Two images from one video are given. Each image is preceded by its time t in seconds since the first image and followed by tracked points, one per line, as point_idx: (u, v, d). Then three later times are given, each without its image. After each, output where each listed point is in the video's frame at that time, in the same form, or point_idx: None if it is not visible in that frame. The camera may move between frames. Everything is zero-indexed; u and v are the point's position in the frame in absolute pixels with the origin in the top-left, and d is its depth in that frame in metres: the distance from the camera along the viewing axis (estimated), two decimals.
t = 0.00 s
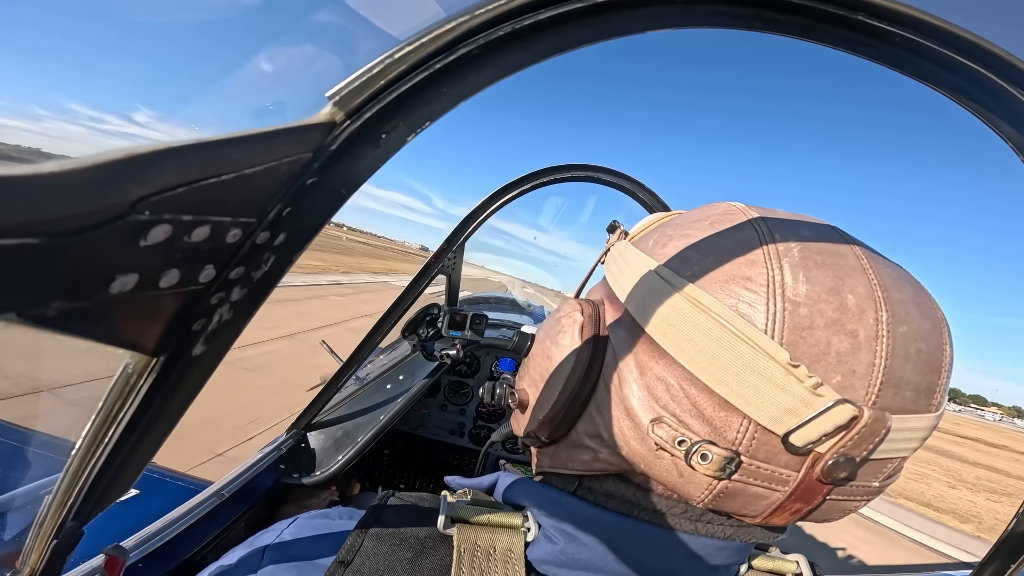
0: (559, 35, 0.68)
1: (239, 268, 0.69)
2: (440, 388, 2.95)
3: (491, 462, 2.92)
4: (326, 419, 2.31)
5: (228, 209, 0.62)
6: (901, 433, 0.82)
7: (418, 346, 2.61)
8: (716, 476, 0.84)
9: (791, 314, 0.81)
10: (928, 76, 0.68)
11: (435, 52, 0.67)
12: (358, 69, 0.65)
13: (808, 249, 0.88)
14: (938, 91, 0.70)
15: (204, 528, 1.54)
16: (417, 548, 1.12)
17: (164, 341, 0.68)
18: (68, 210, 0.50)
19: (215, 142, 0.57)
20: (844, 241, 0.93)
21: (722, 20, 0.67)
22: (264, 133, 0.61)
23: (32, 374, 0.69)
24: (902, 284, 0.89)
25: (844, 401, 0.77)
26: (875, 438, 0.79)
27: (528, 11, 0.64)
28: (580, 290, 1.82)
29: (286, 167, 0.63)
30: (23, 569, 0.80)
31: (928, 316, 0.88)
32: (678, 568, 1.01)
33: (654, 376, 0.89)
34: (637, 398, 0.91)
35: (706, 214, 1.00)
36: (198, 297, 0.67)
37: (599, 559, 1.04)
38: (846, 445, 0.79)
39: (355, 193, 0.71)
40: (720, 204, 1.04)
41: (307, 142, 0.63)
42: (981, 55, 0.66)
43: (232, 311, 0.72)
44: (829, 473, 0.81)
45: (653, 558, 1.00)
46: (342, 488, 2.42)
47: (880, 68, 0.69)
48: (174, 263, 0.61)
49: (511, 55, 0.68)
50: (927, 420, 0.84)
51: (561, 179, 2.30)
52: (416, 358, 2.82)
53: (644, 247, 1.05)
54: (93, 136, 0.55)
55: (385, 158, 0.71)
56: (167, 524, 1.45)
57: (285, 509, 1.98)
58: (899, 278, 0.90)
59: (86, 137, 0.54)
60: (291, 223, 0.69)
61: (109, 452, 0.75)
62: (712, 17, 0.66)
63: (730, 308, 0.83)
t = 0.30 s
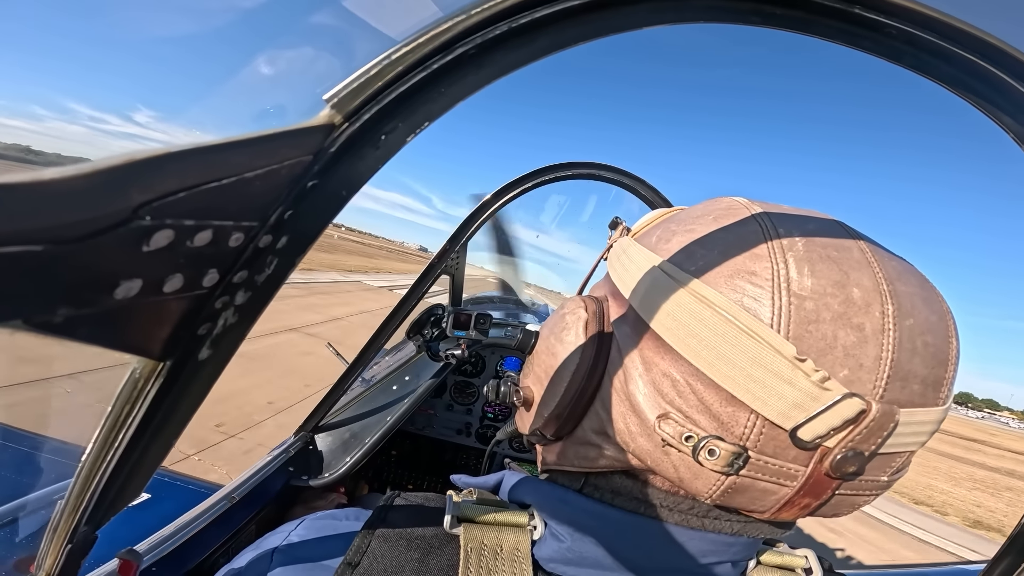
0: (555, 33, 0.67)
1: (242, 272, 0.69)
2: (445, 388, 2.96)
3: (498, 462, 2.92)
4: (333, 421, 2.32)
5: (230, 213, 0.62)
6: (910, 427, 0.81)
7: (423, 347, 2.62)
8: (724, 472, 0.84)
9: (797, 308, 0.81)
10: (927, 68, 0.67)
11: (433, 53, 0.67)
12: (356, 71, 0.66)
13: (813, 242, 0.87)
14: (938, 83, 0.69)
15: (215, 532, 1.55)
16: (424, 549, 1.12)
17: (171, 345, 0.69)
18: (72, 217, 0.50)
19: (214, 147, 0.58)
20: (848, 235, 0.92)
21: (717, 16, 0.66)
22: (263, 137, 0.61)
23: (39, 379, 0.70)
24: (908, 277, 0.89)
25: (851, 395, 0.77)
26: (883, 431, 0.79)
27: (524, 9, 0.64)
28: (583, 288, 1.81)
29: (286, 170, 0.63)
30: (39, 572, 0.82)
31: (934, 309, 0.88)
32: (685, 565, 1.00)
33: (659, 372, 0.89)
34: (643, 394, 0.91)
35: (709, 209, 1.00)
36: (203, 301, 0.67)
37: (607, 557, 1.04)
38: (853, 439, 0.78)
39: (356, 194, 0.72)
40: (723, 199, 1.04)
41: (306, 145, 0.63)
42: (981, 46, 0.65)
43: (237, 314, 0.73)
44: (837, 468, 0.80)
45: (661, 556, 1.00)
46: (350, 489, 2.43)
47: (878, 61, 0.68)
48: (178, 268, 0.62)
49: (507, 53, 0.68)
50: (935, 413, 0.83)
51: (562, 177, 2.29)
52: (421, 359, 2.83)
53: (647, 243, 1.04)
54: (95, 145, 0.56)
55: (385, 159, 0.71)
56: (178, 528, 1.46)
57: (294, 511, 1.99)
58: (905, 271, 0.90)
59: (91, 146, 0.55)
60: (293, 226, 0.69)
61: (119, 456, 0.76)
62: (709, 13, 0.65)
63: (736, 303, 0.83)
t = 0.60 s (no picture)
0: (557, 35, 0.68)
1: (245, 276, 0.69)
2: (447, 391, 2.95)
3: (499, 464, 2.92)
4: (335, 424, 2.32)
5: (233, 217, 0.62)
6: (911, 428, 0.81)
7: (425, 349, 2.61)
8: (723, 474, 0.84)
9: (796, 308, 0.81)
10: (927, 68, 0.67)
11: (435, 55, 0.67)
12: (359, 74, 0.66)
13: (811, 242, 0.87)
14: (938, 83, 0.69)
15: (218, 535, 1.55)
16: (425, 551, 1.12)
17: (174, 350, 0.69)
18: (76, 221, 0.50)
19: (217, 150, 0.58)
20: (846, 233, 0.92)
21: (719, 17, 0.66)
22: (267, 140, 0.61)
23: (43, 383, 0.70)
24: (909, 276, 0.88)
25: (852, 396, 0.76)
26: (884, 433, 0.78)
27: (526, 11, 0.64)
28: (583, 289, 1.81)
29: (288, 173, 0.63)
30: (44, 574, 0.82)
31: (935, 308, 0.87)
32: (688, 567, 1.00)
33: (658, 374, 0.89)
34: (641, 396, 0.91)
35: (707, 209, 1.00)
36: (206, 305, 0.68)
37: (607, 559, 1.03)
38: (854, 440, 0.78)
39: (358, 197, 0.72)
40: (721, 198, 1.03)
41: (307, 148, 0.64)
42: (981, 46, 0.65)
43: (240, 318, 0.73)
44: (837, 469, 0.80)
45: (662, 557, 1.00)
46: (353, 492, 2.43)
47: (878, 61, 0.68)
48: (181, 272, 0.62)
49: (510, 55, 0.68)
50: (937, 414, 0.83)
51: (562, 179, 2.29)
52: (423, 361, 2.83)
53: (645, 243, 1.04)
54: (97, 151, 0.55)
55: (387, 162, 0.71)
56: (181, 531, 1.46)
57: (296, 514, 1.99)
58: (905, 270, 0.89)
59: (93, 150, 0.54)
60: (295, 229, 0.69)
61: (123, 460, 0.76)
62: (709, 14, 0.66)
63: (734, 304, 0.83)
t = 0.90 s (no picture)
0: (556, 36, 0.67)
1: (245, 279, 0.69)
2: (448, 392, 2.95)
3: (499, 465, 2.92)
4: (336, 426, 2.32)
5: (232, 220, 0.62)
6: (917, 430, 0.81)
7: (424, 351, 2.61)
8: (728, 476, 0.83)
9: (802, 310, 0.80)
10: (925, 69, 0.67)
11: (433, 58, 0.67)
12: (358, 76, 0.66)
13: (818, 243, 0.87)
14: (935, 83, 0.69)
15: (218, 537, 1.55)
16: (424, 552, 1.12)
17: (173, 353, 0.69)
18: (75, 224, 0.50)
19: (216, 153, 0.58)
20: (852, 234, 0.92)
21: (715, 19, 0.66)
22: (266, 142, 0.61)
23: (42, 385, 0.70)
24: (915, 278, 0.88)
25: (858, 399, 0.76)
26: (891, 435, 0.78)
27: (525, 13, 0.64)
28: (584, 289, 1.81)
29: (288, 176, 0.63)
30: None
31: (941, 310, 0.87)
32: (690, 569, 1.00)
33: (662, 375, 0.89)
34: (646, 397, 0.91)
35: (711, 209, 1.00)
36: (206, 308, 0.67)
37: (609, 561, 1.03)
38: (860, 443, 0.78)
39: (357, 200, 0.72)
40: (726, 199, 1.03)
41: (307, 151, 0.63)
42: (979, 46, 0.65)
43: (240, 321, 0.73)
44: (843, 472, 0.80)
45: (663, 559, 1.00)
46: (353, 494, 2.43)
47: (875, 62, 0.68)
48: (181, 275, 0.62)
49: (508, 57, 0.68)
50: (942, 417, 0.83)
51: (563, 180, 2.29)
52: (423, 364, 2.83)
53: (649, 243, 1.04)
54: (95, 151, 0.55)
55: (386, 164, 0.71)
56: (181, 533, 1.46)
57: (296, 515, 1.99)
58: (912, 272, 0.89)
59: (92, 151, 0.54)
60: (295, 232, 0.69)
61: (122, 463, 0.76)
62: (707, 15, 0.66)
63: (739, 305, 0.83)
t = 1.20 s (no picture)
0: (552, 36, 0.67)
1: (240, 278, 0.69)
2: (444, 392, 2.95)
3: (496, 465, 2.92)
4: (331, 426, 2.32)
5: (228, 219, 0.62)
6: (912, 432, 0.81)
7: (420, 351, 2.60)
8: (720, 479, 0.84)
9: (796, 310, 0.81)
10: (920, 70, 0.67)
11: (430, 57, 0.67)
12: (354, 75, 0.65)
13: (812, 242, 0.87)
14: (930, 84, 0.69)
15: (213, 539, 1.54)
16: (419, 552, 1.11)
17: (168, 352, 0.68)
18: (68, 223, 0.50)
19: (211, 152, 0.57)
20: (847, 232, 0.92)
21: (711, 19, 0.66)
22: (261, 141, 0.61)
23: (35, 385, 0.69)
24: (911, 277, 0.88)
25: (852, 400, 0.76)
26: (885, 437, 0.79)
27: (521, 13, 0.64)
28: (581, 288, 1.81)
29: (283, 175, 0.63)
30: None
31: (938, 310, 0.88)
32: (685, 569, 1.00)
33: (655, 376, 0.89)
34: (639, 399, 0.91)
35: (706, 207, 1.00)
36: (200, 307, 0.67)
37: (604, 561, 1.03)
38: (854, 445, 0.78)
39: (353, 199, 0.71)
40: (721, 197, 1.03)
41: (303, 150, 0.63)
42: (973, 48, 0.65)
43: (235, 320, 0.72)
44: (837, 474, 0.80)
45: (659, 559, 1.00)
46: (349, 494, 2.44)
47: (871, 63, 0.68)
48: (175, 274, 0.62)
49: (505, 57, 0.68)
50: (938, 418, 0.83)
51: (559, 180, 2.30)
52: (418, 363, 2.84)
53: (643, 242, 1.04)
54: (89, 150, 0.55)
55: (382, 164, 0.71)
56: (175, 534, 1.44)
57: (292, 515, 1.99)
58: (907, 271, 0.90)
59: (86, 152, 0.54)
60: (290, 231, 0.69)
61: (116, 462, 0.75)
62: (703, 16, 0.66)
63: (732, 305, 0.83)
